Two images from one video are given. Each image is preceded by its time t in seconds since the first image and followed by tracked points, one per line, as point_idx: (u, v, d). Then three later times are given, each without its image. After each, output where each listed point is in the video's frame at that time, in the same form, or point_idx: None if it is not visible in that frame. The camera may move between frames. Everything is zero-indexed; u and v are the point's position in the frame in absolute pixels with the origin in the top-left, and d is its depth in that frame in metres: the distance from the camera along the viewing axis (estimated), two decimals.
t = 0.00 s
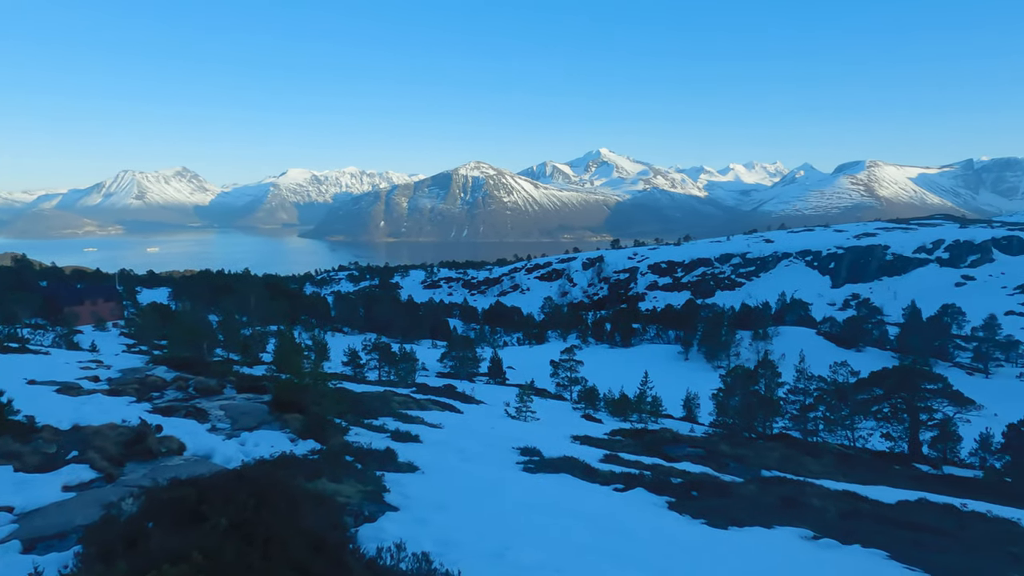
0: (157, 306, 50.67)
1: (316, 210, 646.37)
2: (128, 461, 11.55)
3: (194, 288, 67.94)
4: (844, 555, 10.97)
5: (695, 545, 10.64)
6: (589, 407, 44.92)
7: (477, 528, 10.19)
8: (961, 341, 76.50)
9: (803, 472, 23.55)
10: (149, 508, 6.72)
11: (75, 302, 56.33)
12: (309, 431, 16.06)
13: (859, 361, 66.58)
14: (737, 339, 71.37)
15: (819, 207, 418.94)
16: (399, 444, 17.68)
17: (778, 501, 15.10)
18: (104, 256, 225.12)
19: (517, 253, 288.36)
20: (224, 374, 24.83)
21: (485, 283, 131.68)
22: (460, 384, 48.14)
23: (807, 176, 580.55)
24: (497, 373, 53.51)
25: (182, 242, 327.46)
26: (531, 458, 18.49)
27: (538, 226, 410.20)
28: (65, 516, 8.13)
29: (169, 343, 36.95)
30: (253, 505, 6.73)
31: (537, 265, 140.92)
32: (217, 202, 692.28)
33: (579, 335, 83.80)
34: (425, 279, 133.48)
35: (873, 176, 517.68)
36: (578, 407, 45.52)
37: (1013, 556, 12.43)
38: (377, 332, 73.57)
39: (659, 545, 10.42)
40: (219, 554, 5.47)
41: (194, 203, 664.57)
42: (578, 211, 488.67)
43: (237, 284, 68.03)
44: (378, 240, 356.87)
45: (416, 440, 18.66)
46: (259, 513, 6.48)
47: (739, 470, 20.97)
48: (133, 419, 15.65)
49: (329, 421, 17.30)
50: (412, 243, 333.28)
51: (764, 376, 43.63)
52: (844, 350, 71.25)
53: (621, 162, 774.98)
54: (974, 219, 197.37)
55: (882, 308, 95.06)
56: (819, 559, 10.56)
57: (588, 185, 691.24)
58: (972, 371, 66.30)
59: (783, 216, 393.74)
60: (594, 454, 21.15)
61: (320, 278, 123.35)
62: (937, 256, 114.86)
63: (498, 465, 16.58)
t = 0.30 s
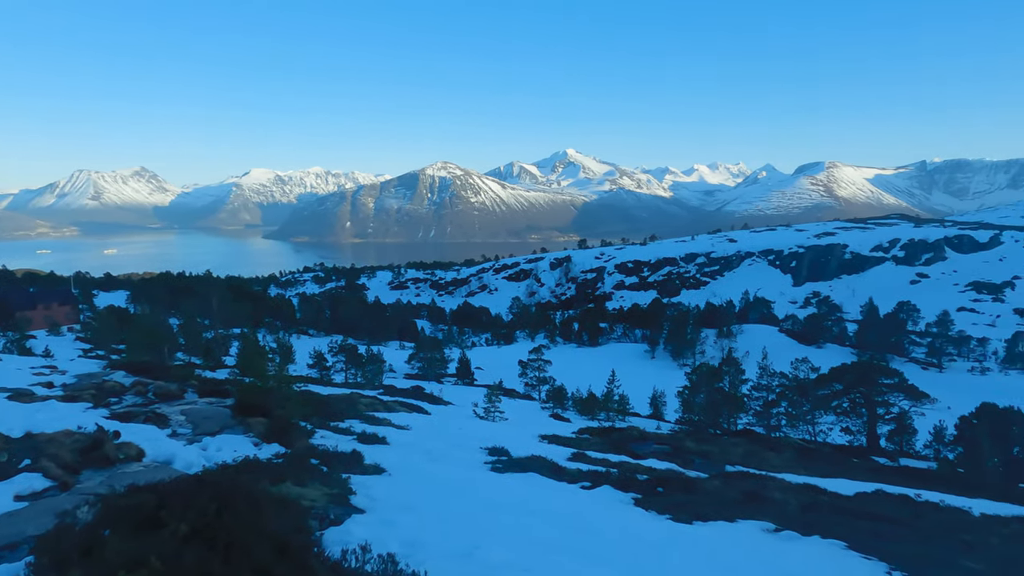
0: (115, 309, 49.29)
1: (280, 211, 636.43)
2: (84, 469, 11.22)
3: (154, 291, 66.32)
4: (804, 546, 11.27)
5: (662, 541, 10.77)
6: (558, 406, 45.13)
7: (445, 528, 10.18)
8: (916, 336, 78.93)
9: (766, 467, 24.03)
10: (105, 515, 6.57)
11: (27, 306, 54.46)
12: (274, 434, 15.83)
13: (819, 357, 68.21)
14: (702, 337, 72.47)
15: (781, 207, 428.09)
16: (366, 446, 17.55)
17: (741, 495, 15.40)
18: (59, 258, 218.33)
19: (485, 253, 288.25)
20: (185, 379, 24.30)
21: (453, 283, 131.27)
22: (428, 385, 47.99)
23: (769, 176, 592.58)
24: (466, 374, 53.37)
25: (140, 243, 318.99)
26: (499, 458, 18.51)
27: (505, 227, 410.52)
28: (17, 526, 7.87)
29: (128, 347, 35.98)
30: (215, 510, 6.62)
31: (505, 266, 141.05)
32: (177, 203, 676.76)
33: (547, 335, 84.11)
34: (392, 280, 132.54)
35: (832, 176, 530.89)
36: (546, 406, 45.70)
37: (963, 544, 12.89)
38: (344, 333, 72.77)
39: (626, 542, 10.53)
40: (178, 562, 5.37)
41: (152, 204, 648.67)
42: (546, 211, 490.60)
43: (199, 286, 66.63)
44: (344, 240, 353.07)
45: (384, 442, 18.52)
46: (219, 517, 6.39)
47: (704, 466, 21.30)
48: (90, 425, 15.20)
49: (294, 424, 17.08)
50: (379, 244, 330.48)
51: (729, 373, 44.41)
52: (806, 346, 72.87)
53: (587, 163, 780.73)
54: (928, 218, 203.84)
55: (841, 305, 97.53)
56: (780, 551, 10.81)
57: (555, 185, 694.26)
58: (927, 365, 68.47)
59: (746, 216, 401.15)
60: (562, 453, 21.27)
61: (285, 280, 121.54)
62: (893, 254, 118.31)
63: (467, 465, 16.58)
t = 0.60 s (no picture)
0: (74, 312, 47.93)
1: (245, 211, 626.03)
2: (41, 476, 10.90)
3: (115, 293, 64.66)
4: (770, 538, 11.51)
5: (631, 537, 10.91)
6: (528, 405, 45.24)
7: (415, 528, 10.14)
8: (876, 333, 81.03)
9: (733, 462, 24.46)
10: (63, 523, 6.40)
11: None
12: (240, 438, 15.59)
13: (784, 354, 69.56)
14: (671, 335, 73.34)
15: (747, 206, 435.37)
16: (335, 448, 17.36)
17: (708, 490, 15.66)
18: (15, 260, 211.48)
19: (456, 253, 287.58)
20: (148, 383, 23.77)
21: (423, 284, 130.54)
22: (398, 386, 47.72)
23: (735, 177, 602.22)
24: (437, 374, 53.17)
25: (100, 245, 310.42)
26: (470, 457, 18.50)
27: (476, 227, 410.30)
28: None
29: (87, 351, 35.00)
30: (177, 514, 6.54)
31: (475, 266, 140.87)
32: (139, 202, 660.70)
33: (518, 335, 84.22)
34: (361, 281, 131.35)
35: (795, 176, 541.68)
36: (517, 406, 45.79)
37: (920, 532, 13.32)
38: (313, 335, 71.89)
39: (595, 539, 10.62)
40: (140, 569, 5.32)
41: (112, 204, 632.39)
42: (516, 211, 491.12)
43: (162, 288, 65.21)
44: (312, 241, 348.45)
45: (353, 443, 18.37)
46: (185, 521, 6.32)
47: (672, 462, 21.57)
48: (47, 432, 14.77)
49: (261, 428, 16.85)
50: (348, 244, 326.98)
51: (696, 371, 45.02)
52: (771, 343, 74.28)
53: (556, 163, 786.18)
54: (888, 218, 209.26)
55: (805, 303, 99.68)
56: (746, 543, 11.04)
57: (525, 185, 695.48)
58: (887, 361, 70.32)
59: (713, 216, 407.54)
60: (532, 452, 21.34)
61: (251, 281, 119.54)
62: (855, 253, 121.26)
63: (437, 466, 16.56)
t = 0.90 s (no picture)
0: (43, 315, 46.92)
1: (220, 212, 618.01)
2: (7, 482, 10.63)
3: (86, 296, 63.42)
4: (744, 534, 11.66)
5: (608, 535, 10.98)
6: (507, 405, 45.26)
7: (392, 529, 10.09)
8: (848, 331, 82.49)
9: (709, 460, 24.72)
10: (30, 529, 6.27)
11: None
12: (214, 441, 15.39)
13: (759, 352, 70.49)
14: (649, 335, 73.88)
15: (723, 207, 440.48)
16: (311, 450, 17.25)
17: (685, 487, 15.83)
18: None
19: (434, 254, 286.87)
20: (119, 386, 23.37)
21: (401, 285, 129.93)
22: (376, 387, 47.46)
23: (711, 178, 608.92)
24: (415, 376, 52.96)
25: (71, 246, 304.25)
26: (448, 458, 18.46)
27: (453, 227, 409.73)
28: None
29: (56, 355, 34.27)
30: (150, 517, 6.45)
31: (453, 266, 140.64)
32: (110, 203, 648.73)
33: (496, 335, 84.23)
34: (338, 282, 130.40)
35: (770, 177, 549.10)
36: (495, 406, 45.82)
37: (891, 525, 13.61)
38: (289, 337, 71.17)
39: (572, 537, 10.66)
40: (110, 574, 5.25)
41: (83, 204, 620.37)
42: (494, 211, 491.22)
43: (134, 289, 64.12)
44: (288, 241, 345.15)
45: (330, 445, 18.23)
46: (156, 525, 6.25)
47: (650, 461, 21.73)
48: (14, 437, 14.44)
49: (236, 431, 16.63)
50: (325, 245, 324.40)
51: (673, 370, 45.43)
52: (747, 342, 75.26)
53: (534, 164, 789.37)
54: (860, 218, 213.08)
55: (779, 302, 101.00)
56: (722, 540, 11.18)
57: (503, 185, 696.09)
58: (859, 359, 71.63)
59: (689, 216, 411.95)
60: (510, 451, 21.37)
61: (226, 283, 118.01)
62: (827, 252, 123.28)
63: (416, 466, 16.52)
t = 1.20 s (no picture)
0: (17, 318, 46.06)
1: (199, 212, 610.85)
2: None
3: (61, 299, 62.32)
4: (725, 531, 11.76)
5: (592, 534, 11.00)
6: (490, 406, 45.21)
7: (372, 531, 10.03)
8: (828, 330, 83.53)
9: (690, 458, 24.88)
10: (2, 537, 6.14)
11: None
12: (193, 445, 15.19)
13: (740, 351, 71.11)
14: (631, 334, 74.22)
15: (704, 207, 443.91)
16: (292, 452, 17.08)
17: (666, 485, 15.93)
18: None
19: (417, 255, 285.81)
20: (95, 390, 22.99)
21: (383, 286, 129.30)
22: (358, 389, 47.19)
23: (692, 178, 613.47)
24: (397, 377, 52.69)
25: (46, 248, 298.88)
26: (431, 460, 18.38)
27: (435, 228, 408.58)
28: None
29: (30, 359, 33.60)
30: (126, 522, 6.34)
31: (436, 267, 140.28)
32: (86, 204, 638.43)
33: (479, 335, 84.14)
34: (319, 283, 129.49)
35: (750, 177, 554.33)
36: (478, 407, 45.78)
37: (869, 521, 13.81)
38: (269, 339, 70.53)
39: (555, 536, 10.67)
40: None
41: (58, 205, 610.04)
42: (477, 211, 490.70)
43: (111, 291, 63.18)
44: (269, 243, 342.36)
45: (311, 448, 18.07)
46: (133, 531, 6.15)
47: (632, 460, 21.84)
48: None
49: (215, 433, 16.46)
50: (306, 246, 321.93)
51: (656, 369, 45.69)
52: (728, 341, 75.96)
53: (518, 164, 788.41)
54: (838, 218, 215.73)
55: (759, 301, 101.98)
56: (703, 537, 11.28)
57: (485, 186, 694.83)
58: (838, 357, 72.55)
59: (670, 216, 415.07)
60: (493, 452, 21.33)
61: (206, 284, 116.70)
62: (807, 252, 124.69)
63: (398, 468, 16.46)
